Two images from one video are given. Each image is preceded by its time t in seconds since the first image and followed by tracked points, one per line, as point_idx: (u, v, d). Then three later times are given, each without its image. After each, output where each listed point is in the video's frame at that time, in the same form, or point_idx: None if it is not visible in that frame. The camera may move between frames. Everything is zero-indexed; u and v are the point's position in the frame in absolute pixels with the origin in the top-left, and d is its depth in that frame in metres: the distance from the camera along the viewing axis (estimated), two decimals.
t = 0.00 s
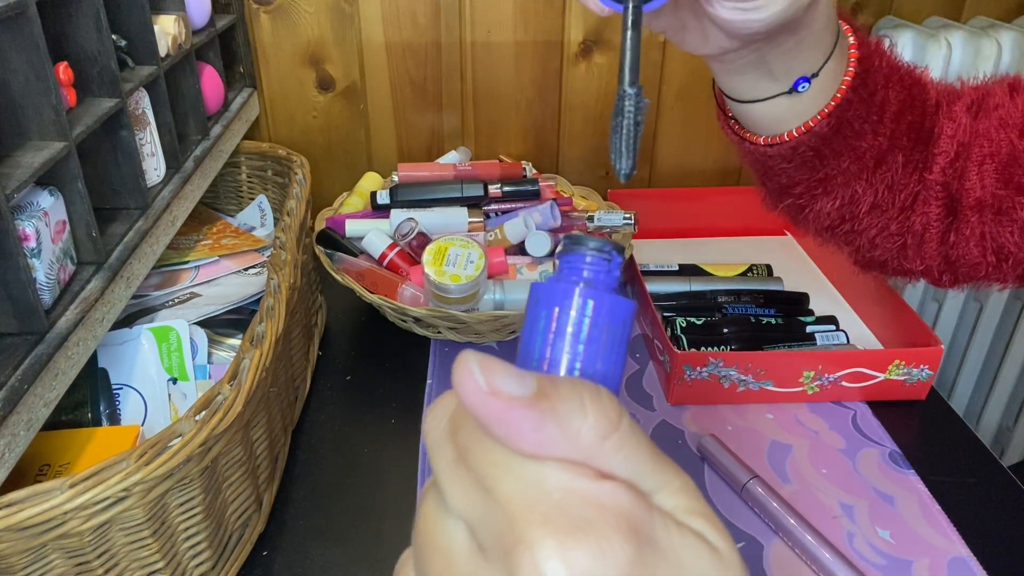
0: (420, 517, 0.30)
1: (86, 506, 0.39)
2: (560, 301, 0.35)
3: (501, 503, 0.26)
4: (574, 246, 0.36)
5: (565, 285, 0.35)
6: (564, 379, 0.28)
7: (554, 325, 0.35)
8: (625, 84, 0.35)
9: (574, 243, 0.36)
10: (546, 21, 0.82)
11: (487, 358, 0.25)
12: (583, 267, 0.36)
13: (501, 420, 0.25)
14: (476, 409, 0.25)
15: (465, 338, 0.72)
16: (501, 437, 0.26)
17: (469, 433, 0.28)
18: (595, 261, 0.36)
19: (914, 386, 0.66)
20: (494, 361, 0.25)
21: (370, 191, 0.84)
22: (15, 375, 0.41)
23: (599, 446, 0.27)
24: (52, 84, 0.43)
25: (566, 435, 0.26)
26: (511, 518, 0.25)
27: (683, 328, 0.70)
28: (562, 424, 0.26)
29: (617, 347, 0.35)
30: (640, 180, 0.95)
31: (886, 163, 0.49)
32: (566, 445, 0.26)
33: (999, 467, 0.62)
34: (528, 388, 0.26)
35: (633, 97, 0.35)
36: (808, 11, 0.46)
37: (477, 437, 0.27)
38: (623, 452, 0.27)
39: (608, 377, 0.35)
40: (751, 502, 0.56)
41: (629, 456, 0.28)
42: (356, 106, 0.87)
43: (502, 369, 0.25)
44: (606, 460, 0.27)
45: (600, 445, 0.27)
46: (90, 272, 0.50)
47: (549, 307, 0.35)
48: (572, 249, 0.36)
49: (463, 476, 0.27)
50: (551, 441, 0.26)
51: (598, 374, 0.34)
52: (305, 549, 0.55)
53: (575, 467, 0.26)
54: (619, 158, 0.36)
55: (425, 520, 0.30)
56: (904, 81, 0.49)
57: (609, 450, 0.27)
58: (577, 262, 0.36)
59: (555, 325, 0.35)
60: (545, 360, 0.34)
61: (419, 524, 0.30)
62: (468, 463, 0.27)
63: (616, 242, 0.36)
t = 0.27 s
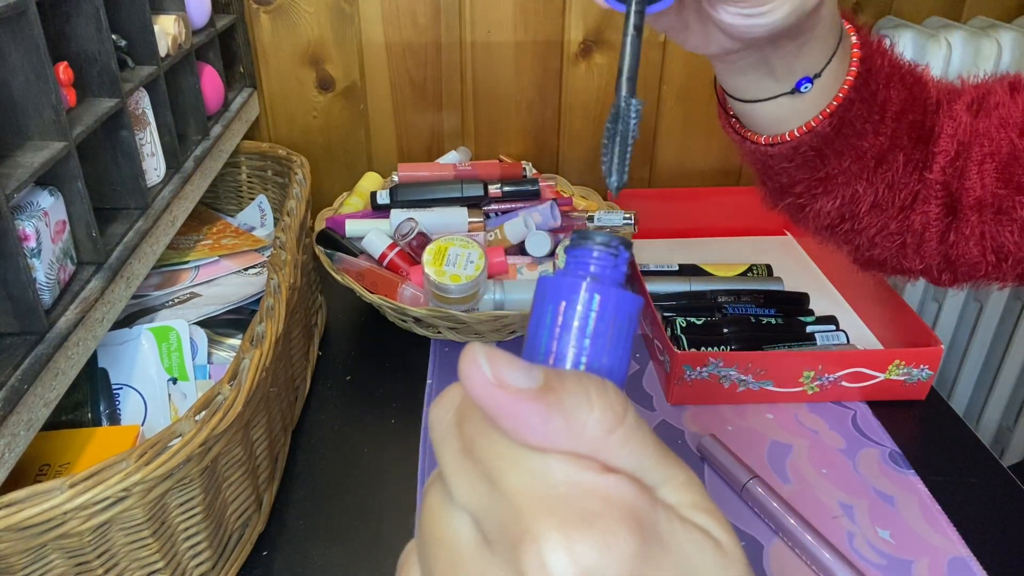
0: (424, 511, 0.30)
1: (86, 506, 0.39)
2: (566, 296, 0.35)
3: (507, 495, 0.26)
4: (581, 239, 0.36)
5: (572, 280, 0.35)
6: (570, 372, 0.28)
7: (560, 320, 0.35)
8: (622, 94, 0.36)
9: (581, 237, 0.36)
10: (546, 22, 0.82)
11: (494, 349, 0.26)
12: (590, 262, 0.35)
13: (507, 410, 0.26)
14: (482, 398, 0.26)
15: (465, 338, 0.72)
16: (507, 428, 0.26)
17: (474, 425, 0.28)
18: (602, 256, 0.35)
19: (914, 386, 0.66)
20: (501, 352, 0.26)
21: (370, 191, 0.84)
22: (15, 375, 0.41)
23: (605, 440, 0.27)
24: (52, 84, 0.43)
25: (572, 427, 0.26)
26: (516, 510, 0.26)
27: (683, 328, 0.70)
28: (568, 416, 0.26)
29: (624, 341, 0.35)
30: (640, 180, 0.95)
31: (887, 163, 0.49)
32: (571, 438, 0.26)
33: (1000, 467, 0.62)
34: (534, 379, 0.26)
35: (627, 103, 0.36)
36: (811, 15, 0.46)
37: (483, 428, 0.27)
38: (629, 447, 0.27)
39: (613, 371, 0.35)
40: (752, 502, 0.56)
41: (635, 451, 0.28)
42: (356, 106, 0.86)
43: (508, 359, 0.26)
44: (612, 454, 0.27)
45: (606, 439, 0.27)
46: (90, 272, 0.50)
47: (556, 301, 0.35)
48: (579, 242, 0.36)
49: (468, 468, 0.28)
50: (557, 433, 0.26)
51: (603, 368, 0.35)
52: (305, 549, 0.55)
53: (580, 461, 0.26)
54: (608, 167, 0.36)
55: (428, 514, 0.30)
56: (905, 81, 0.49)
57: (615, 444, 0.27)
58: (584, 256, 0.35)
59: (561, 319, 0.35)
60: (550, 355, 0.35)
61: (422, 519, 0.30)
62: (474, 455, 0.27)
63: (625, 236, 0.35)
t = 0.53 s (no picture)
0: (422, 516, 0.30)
1: (86, 506, 0.39)
2: (565, 300, 0.35)
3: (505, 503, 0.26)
4: (579, 243, 0.36)
5: (571, 284, 0.35)
6: (568, 378, 0.28)
7: (558, 325, 0.35)
8: (633, 102, 0.35)
9: (580, 242, 0.36)
10: (546, 22, 0.82)
11: (491, 356, 0.26)
12: (589, 266, 0.35)
13: (505, 417, 0.26)
14: (480, 406, 0.26)
15: (465, 338, 0.72)
16: (505, 436, 0.26)
17: (473, 433, 0.28)
18: (601, 260, 0.35)
19: (914, 386, 0.66)
20: (497, 359, 0.26)
21: (370, 191, 0.84)
22: (15, 375, 0.41)
23: (603, 447, 0.27)
24: (52, 84, 0.44)
25: (570, 435, 0.27)
26: (514, 518, 0.26)
27: (683, 328, 0.70)
28: (566, 424, 0.26)
29: (622, 346, 0.35)
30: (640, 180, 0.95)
31: (888, 163, 0.49)
32: (569, 446, 0.27)
33: (1000, 467, 0.62)
34: (532, 387, 0.26)
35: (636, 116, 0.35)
36: (818, 18, 0.46)
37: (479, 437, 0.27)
38: (628, 453, 0.28)
39: (611, 376, 0.35)
40: (752, 502, 0.56)
41: (634, 458, 0.28)
42: (356, 106, 0.86)
43: (506, 367, 0.26)
44: (611, 460, 0.27)
45: (604, 446, 0.27)
46: (90, 273, 0.50)
47: (554, 306, 0.35)
48: (578, 246, 0.36)
49: (466, 476, 0.28)
50: (554, 439, 0.26)
51: (601, 374, 0.35)
52: (305, 549, 0.55)
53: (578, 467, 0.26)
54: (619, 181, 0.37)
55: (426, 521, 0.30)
56: (907, 81, 0.49)
57: (612, 451, 0.27)
58: (583, 260, 0.36)
59: (559, 324, 0.35)
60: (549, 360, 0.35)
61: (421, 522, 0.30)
62: (472, 463, 0.27)
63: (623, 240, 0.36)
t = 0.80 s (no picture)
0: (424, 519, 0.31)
1: (85, 506, 0.39)
2: (567, 306, 0.35)
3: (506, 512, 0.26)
4: (583, 247, 0.35)
5: (573, 289, 0.35)
6: (573, 384, 0.27)
7: (561, 331, 0.35)
8: (628, 97, 0.35)
9: (582, 245, 0.35)
10: (546, 22, 0.82)
11: (491, 364, 0.25)
12: (592, 271, 0.35)
13: (506, 428, 0.25)
14: (480, 417, 0.25)
15: (465, 338, 0.72)
16: (506, 447, 0.26)
17: (473, 440, 0.27)
18: (603, 264, 0.35)
19: (914, 386, 0.66)
20: (498, 367, 0.25)
21: (370, 191, 0.84)
22: (15, 375, 0.41)
23: (607, 456, 0.27)
24: (52, 85, 0.44)
25: (573, 446, 0.26)
26: (514, 529, 0.26)
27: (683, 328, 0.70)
28: (569, 434, 0.26)
29: (626, 351, 0.35)
30: (640, 180, 0.95)
31: (891, 163, 0.49)
32: (572, 456, 0.26)
33: (1000, 467, 0.62)
34: (534, 397, 0.25)
35: (635, 112, 0.34)
36: (823, 18, 0.46)
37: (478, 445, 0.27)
38: (632, 461, 0.27)
39: (615, 382, 0.35)
40: (752, 502, 0.56)
41: (638, 466, 0.28)
42: (356, 106, 0.86)
43: (507, 376, 0.25)
44: (614, 468, 0.27)
45: (608, 455, 0.27)
46: (90, 272, 0.50)
47: (558, 313, 0.35)
48: (581, 249, 0.35)
49: (466, 483, 0.28)
50: (556, 450, 0.26)
51: (605, 379, 0.35)
52: (305, 549, 0.55)
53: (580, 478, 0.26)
54: (612, 176, 0.36)
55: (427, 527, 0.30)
56: (910, 81, 0.49)
57: (616, 460, 0.27)
58: (585, 264, 0.35)
59: (561, 330, 0.35)
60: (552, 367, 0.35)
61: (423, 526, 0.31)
62: (473, 471, 0.27)
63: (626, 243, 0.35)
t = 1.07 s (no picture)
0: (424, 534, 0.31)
1: (85, 506, 0.39)
2: (569, 318, 0.35)
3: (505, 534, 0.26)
4: (585, 258, 0.36)
5: (576, 301, 0.35)
6: (573, 405, 0.28)
7: (563, 344, 0.35)
8: (660, 88, 0.33)
9: (585, 256, 0.36)
10: (546, 22, 0.82)
11: (490, 385, 0.25)
12: (594, 282, 0.35)
13: (506, 450, 0.25)
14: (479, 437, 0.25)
15: (465, 338, 0.72)
16: (506, 468, 0.25)
17: (470, 460, 0.27)
18: (604, 276, 0.35)
19: (914, 386, 0.66)
20: (497, 387, 0.25)
21: (370, 191, 0.84)
22: (15, 375, 0.41)
23: (609, 479, 0.26)
24: (52, 84, 0.44)
25: (574, 469, 0.26)
26: (512, 552, 0.26)
27: (683, 328, 0.70)
28: (569, 457, 0.26)
29: (628, 366, 0.35)
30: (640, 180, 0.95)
31: (896, 165, 0.49)
32: (573, 478, 0.26)
33: (1000, 467, 0.62)
34: (534, 418, 0.25)
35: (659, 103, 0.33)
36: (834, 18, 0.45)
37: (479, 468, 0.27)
38: (635, 482, 0.27)
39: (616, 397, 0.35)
40: (752, 502, 0.56)
41: (641, 486, 0.27)
42: (356, 106, 0.86)
43: (507, 396, 0.25)
44: (616, 491, 0.27)
45: (610, 478, 0.27)
46: (90, 272, 0.50)
47: (558, 325, 0.35)
48: (584, 261, 0.36)
49: (466, 505, 0.27)
50: (557, 472, 0.25)
51: (607, 394, 0.34)
52: (305, 549, 0.55)
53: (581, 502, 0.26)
54: (641, 169, 0.34)
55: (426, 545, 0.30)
56: (915, 82, 0.49)
57: (617, 482, 0.27)
58: (587, 276, 0.36)
59: (563, 343, 0.35)
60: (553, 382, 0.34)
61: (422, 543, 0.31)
62: (471, 492, 0.27)
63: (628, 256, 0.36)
